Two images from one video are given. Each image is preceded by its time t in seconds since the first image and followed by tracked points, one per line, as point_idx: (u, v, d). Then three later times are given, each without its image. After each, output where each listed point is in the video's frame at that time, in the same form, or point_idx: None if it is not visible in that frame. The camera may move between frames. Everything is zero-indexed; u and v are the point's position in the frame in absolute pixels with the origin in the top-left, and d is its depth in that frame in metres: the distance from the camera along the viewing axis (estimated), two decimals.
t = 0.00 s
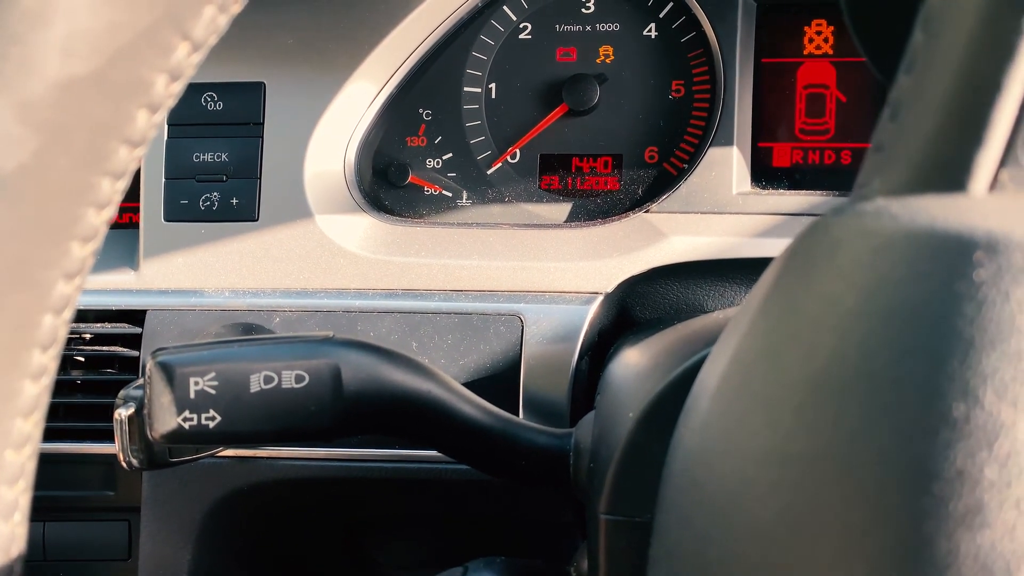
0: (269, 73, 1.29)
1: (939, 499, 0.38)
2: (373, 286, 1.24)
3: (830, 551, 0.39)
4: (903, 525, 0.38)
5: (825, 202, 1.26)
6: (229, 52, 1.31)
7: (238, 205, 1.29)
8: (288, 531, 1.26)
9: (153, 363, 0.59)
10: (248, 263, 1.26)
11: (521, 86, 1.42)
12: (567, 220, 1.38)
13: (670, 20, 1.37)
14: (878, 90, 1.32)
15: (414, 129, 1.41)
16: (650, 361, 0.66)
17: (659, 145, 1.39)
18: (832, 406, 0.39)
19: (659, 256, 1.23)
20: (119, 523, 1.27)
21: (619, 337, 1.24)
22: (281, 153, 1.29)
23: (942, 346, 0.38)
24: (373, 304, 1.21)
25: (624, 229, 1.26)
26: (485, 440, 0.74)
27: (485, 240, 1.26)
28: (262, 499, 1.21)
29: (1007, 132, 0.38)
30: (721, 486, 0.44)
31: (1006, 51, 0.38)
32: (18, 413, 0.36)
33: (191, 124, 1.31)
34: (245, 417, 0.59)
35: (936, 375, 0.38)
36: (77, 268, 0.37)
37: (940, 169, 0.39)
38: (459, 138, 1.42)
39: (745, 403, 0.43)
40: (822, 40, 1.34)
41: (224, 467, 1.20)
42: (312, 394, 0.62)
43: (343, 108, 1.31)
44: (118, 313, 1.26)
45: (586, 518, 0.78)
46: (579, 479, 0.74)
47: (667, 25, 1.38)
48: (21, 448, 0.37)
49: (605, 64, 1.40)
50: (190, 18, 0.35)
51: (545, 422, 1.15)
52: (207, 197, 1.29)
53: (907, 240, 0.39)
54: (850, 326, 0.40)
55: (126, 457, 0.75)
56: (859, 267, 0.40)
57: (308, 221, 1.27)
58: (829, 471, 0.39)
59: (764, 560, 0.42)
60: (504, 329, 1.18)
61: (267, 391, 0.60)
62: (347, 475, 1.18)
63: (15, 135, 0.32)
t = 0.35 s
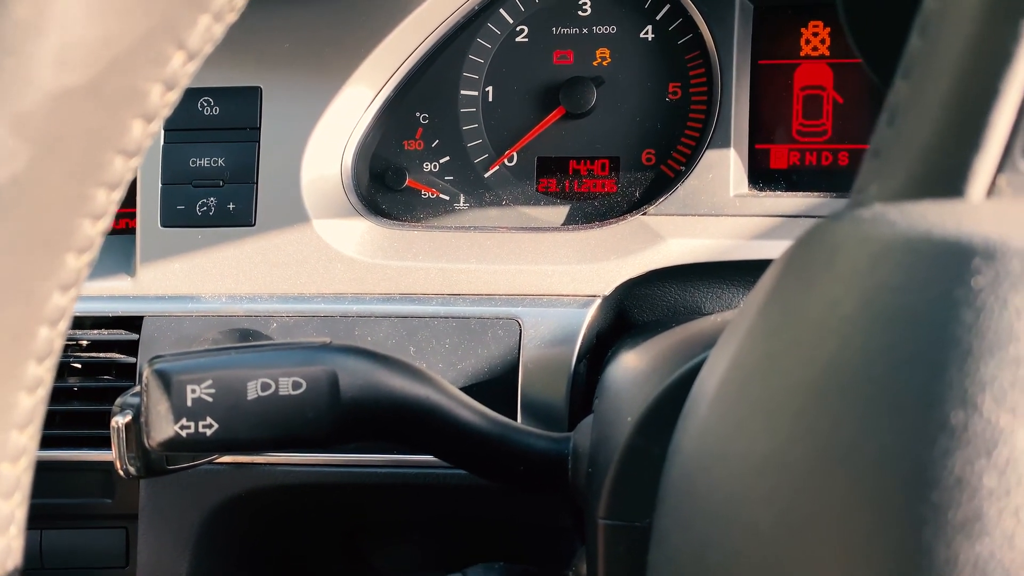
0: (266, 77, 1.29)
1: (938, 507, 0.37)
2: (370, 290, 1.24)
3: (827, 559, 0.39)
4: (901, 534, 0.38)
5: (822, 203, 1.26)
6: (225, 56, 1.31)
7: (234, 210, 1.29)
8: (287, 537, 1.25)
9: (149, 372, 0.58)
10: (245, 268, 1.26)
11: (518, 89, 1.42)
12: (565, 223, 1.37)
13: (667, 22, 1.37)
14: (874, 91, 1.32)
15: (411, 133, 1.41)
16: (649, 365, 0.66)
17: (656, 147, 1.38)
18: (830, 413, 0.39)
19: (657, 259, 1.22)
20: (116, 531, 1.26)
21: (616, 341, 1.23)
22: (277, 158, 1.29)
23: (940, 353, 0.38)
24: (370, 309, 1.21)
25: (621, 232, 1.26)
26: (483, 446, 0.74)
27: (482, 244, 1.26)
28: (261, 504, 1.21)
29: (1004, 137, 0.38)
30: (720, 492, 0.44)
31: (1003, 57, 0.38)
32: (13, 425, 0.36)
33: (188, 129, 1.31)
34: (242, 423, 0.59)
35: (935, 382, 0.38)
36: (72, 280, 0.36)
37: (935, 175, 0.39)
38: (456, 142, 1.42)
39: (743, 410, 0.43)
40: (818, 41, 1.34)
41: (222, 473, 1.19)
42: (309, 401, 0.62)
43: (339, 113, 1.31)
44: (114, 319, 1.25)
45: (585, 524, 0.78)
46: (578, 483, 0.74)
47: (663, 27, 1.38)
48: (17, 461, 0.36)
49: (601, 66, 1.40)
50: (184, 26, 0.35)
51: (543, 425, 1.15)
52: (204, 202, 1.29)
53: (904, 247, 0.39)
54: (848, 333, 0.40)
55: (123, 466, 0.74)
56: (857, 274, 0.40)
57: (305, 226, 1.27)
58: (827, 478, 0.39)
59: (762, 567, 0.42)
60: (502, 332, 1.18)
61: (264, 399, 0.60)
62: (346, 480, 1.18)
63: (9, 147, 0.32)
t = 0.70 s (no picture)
0: (265, 83, 1.30)
1: (943, 512, 0.38)
2: (369, 295, 1.24)
3: (833, 564, 0.39)
4: (907, 540, 0.38)
5: (820, 208, 1.26)
6: (225, 62, 1.31)
7: (233, 215, 1.28)
8: (286, 543, 1.25)
9: (148, 377, 0.59)
10: (244, 274, 1.26)
11: (516, 94, 1.42)
12: (564, 228, 1.36)
13: (665, 27, 1.38)
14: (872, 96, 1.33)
15: (410, 138, 1.41)
16: (650, 369, 0.66)
17: (655, 152, 1.39)
18: (834, 418, 0.39)
19: (656, 264, 1.22)
20: (115, 536, 1.26)
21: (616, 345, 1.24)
22: (277, 163, 1.29)
23: (944, 358, 0.38)
24: (369, 314, 1.21)
25: (621, 236, 1.26)
26: (484, 451, 0.73)
27: (481, 248, 1.26)
28: (260, 510, 1.21)
29: (1005, 143, 0.38)
30: (723, 499, 0.44)
31: (1002, 63, 0.38)
32: (16, 432, 0.35)
33: (187, 135, 1.31)
34: (241, 430, 0.59)
35: (939, 388, 0.38)
36: (73, 285, 0.36)
37: (937, 181, 0.39)
38: (455, 146, 1.41)
39: (746, 416, 0.43)
40: (816, 47, 1.34)
41: (222, 478, 1.20)
42: (310, 406, 0.62)
43: (339, 118, 1.31)
44: (114, 324, 1.25)
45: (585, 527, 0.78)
46: (578, 488, 0.74)
47: (661, 33, 1.38)
48: (19, 467, 0.35)
49: (599, 72, 1.40)
50: (185, 34, 0.35)
51: (543, 430, 1.15)
52: (203, 207, 1.29)
53: (907, 253, 0.39)
54: (851, 338, 0.40)
55: (124, 471, 0.75)
56: (860, 279, 0.40)
57: (304, 231, 1.27)
58: (832, 484, 0.39)
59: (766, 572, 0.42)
60: (501, 337, 1.18)
61: (265, 404, 0.60)
62: (345, 485, 1.18)
63: (14, 153, 0.32)
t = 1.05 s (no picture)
0: (262, 86, 1.29)
1: (941, 518, 0.37)
2: (366, 298, 1.24)
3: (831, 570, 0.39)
4: (905, 545, 0.38)
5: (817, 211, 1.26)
6: (222, 65, 1.31)
7: (229, 218, 1.28)
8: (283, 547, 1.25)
9: (144, 382, 0.58)
10: (241, 277, 1.26)
11: (513, 97, 1.42)
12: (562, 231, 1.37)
13: (662, 30, 1.38)
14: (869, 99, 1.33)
15: (406, 141, 1.41)
16: (648, 372, 0.67)
17: (652, 155, 1.38)
18: (831, 423, 0.39)
19: (653, 266, 1.22)
20: (111, 541, 1.27)
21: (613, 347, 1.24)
22: (273, 166, 1.28)
23: (942, 362, 0.38)
24: (366, 317, 1.21)
25: (619, 239, 1.26)
26: (481, 454, 0.73)
27: (479, 251, 1.26)
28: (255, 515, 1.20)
29: (1001, 146, 0.39)
30: (719, 505, 0.44)
31: (1000, 69, 0.39)
32: (10, 438, 0.35)
33: (183, 138, 1.31)
34: (237, 433, 0.59)
35: (936, 393, 0.38)
36: (70, 291, 0.36)
37: (936, 184, 0.40)
38: (451, 149, 1.41)
39: (742, 421, 0.43)
40: (813, 49, 1.34)
41: (219, 483, 1.19)
42: (305, 409, 0.62)
43: (336, 122, 1.31)
44: (110, 328, 1.25)
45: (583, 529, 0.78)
46: (577, 491, 0.75)
47: (658, 35, 1.38)
48: (14, 474, 0.35)
49: (596, 75, 1.40)
50: (182, 38, 0.35)
51: (541, 433, 1.15)
52: (199, 211, 1.29)
53: (904, 256, 0.39)
54: (848, 343, 0.40)
55: (120, 474, 0.74)
56: (858, 283, 0.40)
57: (300, 234, 1.26)
58: (830, 489, 0.39)
59: None
60: (498, 340, 1.18)
61: (262, 408, 0.60)
62: (343, 489, 1.18)
63: (6, 158, 0.32)
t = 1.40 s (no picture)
0: (253, 86, 1.28)
1: (949, 526, 0.36)
2: (359, 301, 1.23)
3: None
4: (912, 555, 0.37)
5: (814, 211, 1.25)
6: (212, 65, 1.29)
7: (221, 220, 1.27)
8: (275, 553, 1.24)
9: (134, 389, 0.57)
10: (233, 280, 1.25)
11: (507, 97, 1.40)
12: (556, 232, 1.36)
13: (656, 30, 1.36)
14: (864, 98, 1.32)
15: (400, 141, 1.40)
16: (643, 375, 0.66)
17: (647, 155, 1.38)
18: (834, 431, 0.38)
19: (649, 268, 1.22)
20: (101, 549, 1.26)
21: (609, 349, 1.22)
22: (265, 168, 1.27)
23: (948, 367, 0.37)
24: (359, 320, 1.20)
25: (614, 240, 1.25)
26: (476, 459, 0.72)
27: (473, 253, 1.25)
28: (248, 520, 1.19)
29: (1006, 145, 0.38)
30: (719, 514, 0.43)
31: (1005, 67, 0.38)
32: None
33: (172, 139, 1.30)
34: (228, 440, 0.58)
35: (942, 398, 0.37)
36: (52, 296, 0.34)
37: (937, 185, 0.39)
38: (445, 149, 1.41)
39: (743, 427, 0.42)
40: (807, 49, 1.34)
41: (210, 488, 1.18)
42: (298, 415, 0.61)
43: (329, 123, 1.30)
44: (99, 332, 1.24)
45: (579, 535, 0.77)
46: (573, 494, 0.73)
47: (653, 35, 1.37)
48: None
49: (590, 74, 1.39)
50: (167, 37, 0.34)
51: (536, 437, 1.14)
52: (190, 213, 1.28)
53: (909, 258, 0.38)
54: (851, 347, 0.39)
55: (109, 481, 0.73)
56: (862, 286, 0.39)
57: (292, 236, 1.25)
58: (834, 497, 0.38)
59: None
60: (493, 343, 1.17)
61: (252, 414, 0.59)
62: (337, 494, 1.17)
63: None
